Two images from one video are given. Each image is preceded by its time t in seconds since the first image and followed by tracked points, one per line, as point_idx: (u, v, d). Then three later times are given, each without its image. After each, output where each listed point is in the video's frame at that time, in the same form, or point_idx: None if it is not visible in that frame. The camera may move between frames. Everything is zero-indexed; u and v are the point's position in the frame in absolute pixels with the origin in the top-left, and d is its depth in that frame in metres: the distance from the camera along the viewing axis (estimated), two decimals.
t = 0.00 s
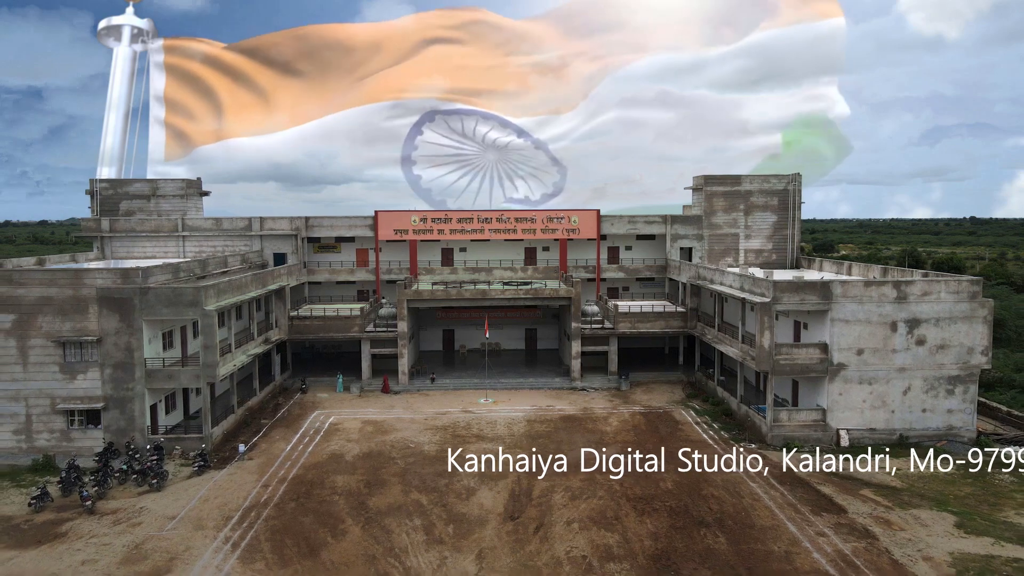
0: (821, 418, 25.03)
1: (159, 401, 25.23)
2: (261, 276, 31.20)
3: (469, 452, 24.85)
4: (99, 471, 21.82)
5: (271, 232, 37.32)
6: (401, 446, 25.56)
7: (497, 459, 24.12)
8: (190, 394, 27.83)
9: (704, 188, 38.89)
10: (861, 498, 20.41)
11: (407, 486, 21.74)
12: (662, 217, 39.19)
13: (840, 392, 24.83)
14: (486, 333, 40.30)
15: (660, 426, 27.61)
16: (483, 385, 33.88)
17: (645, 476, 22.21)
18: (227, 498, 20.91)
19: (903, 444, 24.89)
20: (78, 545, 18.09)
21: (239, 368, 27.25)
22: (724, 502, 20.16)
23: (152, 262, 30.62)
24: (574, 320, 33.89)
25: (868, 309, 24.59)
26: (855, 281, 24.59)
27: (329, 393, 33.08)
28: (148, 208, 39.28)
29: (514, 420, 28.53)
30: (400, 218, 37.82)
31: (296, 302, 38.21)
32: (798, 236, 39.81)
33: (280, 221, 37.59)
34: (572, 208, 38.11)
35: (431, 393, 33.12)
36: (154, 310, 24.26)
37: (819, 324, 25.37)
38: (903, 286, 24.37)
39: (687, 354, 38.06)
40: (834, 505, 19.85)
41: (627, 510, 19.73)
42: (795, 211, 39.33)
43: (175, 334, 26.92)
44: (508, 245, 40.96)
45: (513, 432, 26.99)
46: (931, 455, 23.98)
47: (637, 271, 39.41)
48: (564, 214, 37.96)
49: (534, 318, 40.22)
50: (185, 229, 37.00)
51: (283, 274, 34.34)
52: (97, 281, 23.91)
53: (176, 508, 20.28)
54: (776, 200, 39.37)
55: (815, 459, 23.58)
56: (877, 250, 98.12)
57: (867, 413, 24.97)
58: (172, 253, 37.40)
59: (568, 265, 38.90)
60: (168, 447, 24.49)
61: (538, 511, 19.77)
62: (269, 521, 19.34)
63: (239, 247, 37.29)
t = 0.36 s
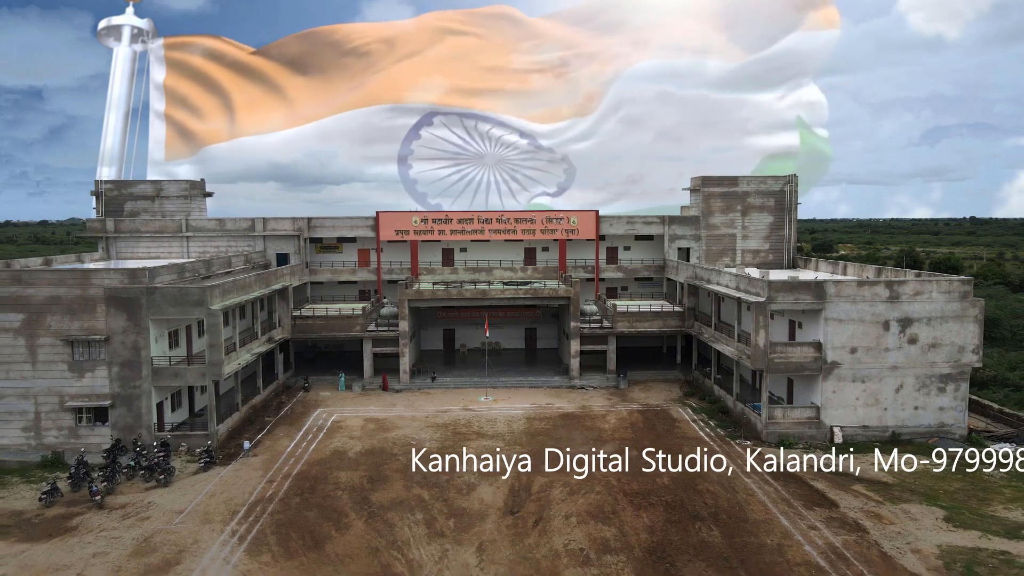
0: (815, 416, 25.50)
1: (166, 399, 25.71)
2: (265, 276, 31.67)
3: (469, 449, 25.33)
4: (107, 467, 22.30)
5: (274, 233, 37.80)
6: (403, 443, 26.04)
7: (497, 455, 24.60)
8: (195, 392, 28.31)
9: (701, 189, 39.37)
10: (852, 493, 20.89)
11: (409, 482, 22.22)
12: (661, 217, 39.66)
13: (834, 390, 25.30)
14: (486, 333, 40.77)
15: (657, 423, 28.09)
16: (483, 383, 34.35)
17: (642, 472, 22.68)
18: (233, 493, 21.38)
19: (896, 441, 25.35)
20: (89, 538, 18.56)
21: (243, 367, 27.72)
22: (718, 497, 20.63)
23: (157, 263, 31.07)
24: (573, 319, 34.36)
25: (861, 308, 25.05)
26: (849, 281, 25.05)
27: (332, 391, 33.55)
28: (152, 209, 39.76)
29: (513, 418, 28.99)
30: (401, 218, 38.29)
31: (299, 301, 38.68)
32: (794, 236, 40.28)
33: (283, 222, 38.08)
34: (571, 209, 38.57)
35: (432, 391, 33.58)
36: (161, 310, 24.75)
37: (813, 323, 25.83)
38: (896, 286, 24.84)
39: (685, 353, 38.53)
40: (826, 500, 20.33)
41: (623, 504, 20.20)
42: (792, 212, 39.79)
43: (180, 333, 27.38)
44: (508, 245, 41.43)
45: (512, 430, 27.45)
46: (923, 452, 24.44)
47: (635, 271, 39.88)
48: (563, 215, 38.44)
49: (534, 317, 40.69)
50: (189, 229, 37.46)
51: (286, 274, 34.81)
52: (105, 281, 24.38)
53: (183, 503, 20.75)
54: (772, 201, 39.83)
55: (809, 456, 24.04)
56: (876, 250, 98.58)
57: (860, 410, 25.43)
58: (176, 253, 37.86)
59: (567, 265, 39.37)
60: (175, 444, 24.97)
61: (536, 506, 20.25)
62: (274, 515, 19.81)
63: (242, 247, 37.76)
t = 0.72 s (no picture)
0: (810, 414, 25.97)
1: (172, 397, 26.19)
2: (268, 276, 32.16)
3: (470, 446, 25.80)
4: (115, 463, 22.77)
5: (277, 234, 38.29)
6: (405, 440, 26.52)
7: (496, 452, 25.09)
8: (200, 391, 28.78)
9: (699, 190, 39.85)
10: (844, 489, 21.37)
11: (411, 478, 22.70)
12: (659, 218, 40.14)
13: (828, 388, 25.77)
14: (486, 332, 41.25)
15: (654, 421, 28.57)
16: (483, 382, 34.84)
17: (638, 469, 23.15)
18: (239, 489, 21.87)
19: (888, 438, 25.81)
20: (99, 532, 19.05)
21: (247, 366, 28.20)
22: (713, 492, 21.11)
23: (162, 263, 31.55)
24: (572, 319, 34.84)
25: (854, 308, 25.52)
26: (842, 281, 25.52)
27: (334, 389, 34.04)
28: (156, 210, 40.23)
29: (513, 416, 29.47)
30: (402, 219, 38.77)
31: (301, 301, 39.17)
32: (791, 237, 40.75)
33: (286, 223, 38.58)
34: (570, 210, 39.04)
35: (432, 390, 34.06)
36: (167, 310, 25.24)
37: (807, 323, 26.31)
38: (888, 286, 25.31)
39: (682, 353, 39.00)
40: (818, 495, 20.81)
41: (620, 500, 20.68)
42: (789, 213, 40.26)
43: (186, 333, 27.86)
44: (508, 245, 41.89)
45: (512, 428, 27.93)
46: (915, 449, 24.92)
47: (634, 272, 40.36)
48: (562, 216, 38.90)
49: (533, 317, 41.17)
50: (192, 230, 37.94)
51: (289, 274, 35.29)
52: (113, 282, 24.87)
53: (190, 498, 21.23)
54: (769, 202, 40.29)
55: (802, 453, 24.52)
56: (874, 250, 99.03)
57: (853, 408, 25.90)
58: (180, 254, 38.32)
59: (566, 265, 39.86)
60: (181, 441, 25.45)
61: (535, 501, 20.73)
62: (279, 510, 20.29)
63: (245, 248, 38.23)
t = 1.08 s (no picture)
0: (804, 412, 26.45)
1: (177, 395, 26.67)
2: (272, 277, 32.64)
3: (470, 444, 26.29)
4: (123, 460, 23.23)
5: (280, 235, 38.77)
6: (406, 438, 27.00)
7: (496, 450, 25.58)
8: (205, 389, 29.26)
9: (696, 192, 40.32)
10: (836, 485, 21.85)
11: (413, 475, 23.17)
12: (657, 219, 40.62)
13: (822, 387, 26.24)
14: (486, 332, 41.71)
15: (651, 419, 29.06)
16: (483, 381, 35.30)
17: (636, 466, 23.60)
18: (244, 485, 22.35)
19: (881, 436, 26.28)
20: (108, 527, 19.52)
21: (251, 365, 28.69)
22: (708, 488, 21.58)
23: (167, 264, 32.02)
24: (571, 319, 35.32)
25: (848, 308, 25.99)
26: (836, 282, 25.99)
27: (336, 388, 34.53)
28: (160, 211, 40.71)
29: (513, 414, 29.95)
30: (403, 220, 39.24)
31: (303, 301, 39.65)
32: (787, 238, 41.22)
33: (288, 224, 39.09)
34: (569, 211, 39.50)
35: (433, 389, 34.53)
36: (173, 310, 25.72)
37: (802, 322, 26.77)
38: (881, 286, 25.79)
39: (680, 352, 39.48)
40: (811, 491, 21.29)
41: (617, 496, 21.14)
42: (785, 214, 40.71)
43: (191, 332, 28.34)
44: (508, 246, 42.36)
45: (512, 426, 28.41)
46: (908, 446, 25.38)
47: (632, 272, 40.84)
48: (562, 217, 39.36)
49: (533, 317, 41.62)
50: (196, 232, 38.42)
51: (291, 275, 35.75)
52: (120, 282, 25.35)
53: (197, 494, 21.70)
54: (766, 203, 40.75)
55: (797, 450, 24.99)
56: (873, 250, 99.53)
57: (847, 406, 26.36)
58: (184, 255, 38.79)
59: (565, 266, 40.34)
60: (187, 439, 25.94)
61: (534, 497, 21.21)
62: (284, 506, 20.76)
63: (248, 249, 38.70)
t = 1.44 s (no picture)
0: (799, 410, 26.88)
1: (182, 394, 27.10)
2: (275, 277, 33.08)
3: (470, 441, 26.73)
4: (129, 457, 23.66)
5: (282, 235, 39.23)
6: (408, 436, 27.43)
7: (496, 447, 26.04)
8: (209, 388, 29.70)
9: (694, 193, 40.75)
10: (830, 481, 22.28)
11: (414, 472, 23.58)
12: (655, 220, 41.05)
13: (816, 385, 26.67)
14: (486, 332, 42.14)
15: (649, 418, 29.50)
16: (483, 380, 35.72)
17: (633, 463, 24.04)
18: (249, 482, 22.79)
19: (875, 434, 26.72)
20: (117, 522, 19.95)
21: (254, 364, 29.13)
22: (704, 485, 22.01)
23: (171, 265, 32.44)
24: (570, 319, 35.73)
25: (842, 308, 26.42)
26: (830, 282, 26.42)
27: (338, 387, 34.97)
28: (164, 212, 41.16)
29: (512, 413, 30.39)
30: (404, 221, 39.68)
31: (306, 301, 40.10)
32: (784, 239, 41.64)
33: (290, 225, 39.60)
34: (568, 212, 39.93)
35: (434, 388, 34.97)
36: (179, 310, 26.16)
37: (797, 322, 27.19)
38: (875, 286, 26.22)
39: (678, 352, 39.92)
40: (804, 487, 21.73)
41: (615, 492, 21.57)
42: (782, 215, 41.14)
43: (196, 332, 28.76)
44: (508, 246, 42.78)
45: (511, 424, 28.84)
46: (901, 444, 25.81)
47: (630, 272, 41.27)
48: (561, 218, 39.80)
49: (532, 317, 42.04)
50: (200, 232, 38.83)
51: (294, 275, 36.18)
52: (126, 283, 25.77)
53: (203, 491, 22.14)
54: (763, 204, 41.17)
55: (791, 448, 25.43)
56: (871, 250, 100.03)
57: (841, 405, 26.80)
58: (187, 255, 39.22)
59: (564, 266, 40.77)
60: (192, 437, 26.39)
61: (534, 493, 21.65)
62: (288, 502, 21.19)
63: (250, 249, 39.13)
